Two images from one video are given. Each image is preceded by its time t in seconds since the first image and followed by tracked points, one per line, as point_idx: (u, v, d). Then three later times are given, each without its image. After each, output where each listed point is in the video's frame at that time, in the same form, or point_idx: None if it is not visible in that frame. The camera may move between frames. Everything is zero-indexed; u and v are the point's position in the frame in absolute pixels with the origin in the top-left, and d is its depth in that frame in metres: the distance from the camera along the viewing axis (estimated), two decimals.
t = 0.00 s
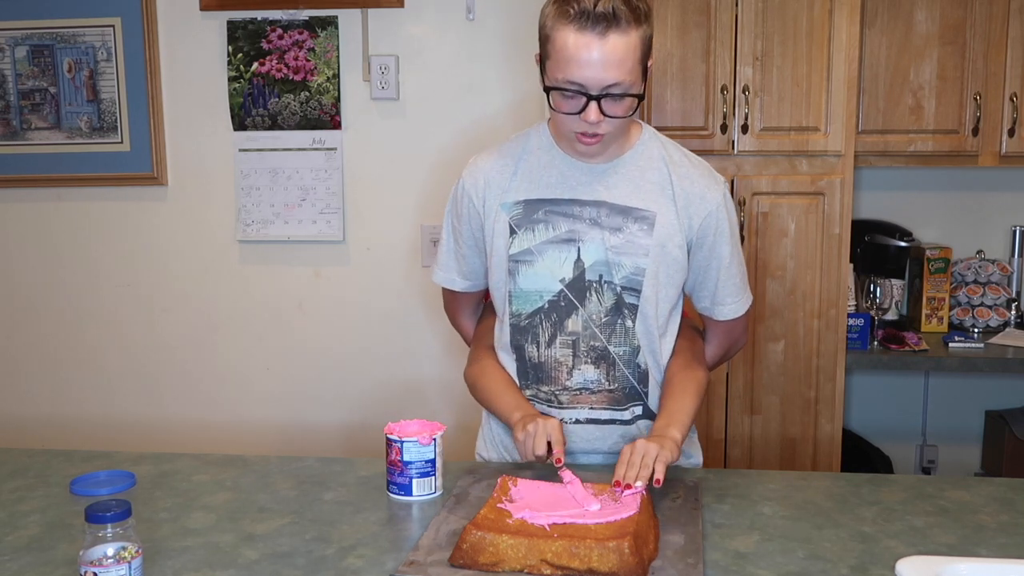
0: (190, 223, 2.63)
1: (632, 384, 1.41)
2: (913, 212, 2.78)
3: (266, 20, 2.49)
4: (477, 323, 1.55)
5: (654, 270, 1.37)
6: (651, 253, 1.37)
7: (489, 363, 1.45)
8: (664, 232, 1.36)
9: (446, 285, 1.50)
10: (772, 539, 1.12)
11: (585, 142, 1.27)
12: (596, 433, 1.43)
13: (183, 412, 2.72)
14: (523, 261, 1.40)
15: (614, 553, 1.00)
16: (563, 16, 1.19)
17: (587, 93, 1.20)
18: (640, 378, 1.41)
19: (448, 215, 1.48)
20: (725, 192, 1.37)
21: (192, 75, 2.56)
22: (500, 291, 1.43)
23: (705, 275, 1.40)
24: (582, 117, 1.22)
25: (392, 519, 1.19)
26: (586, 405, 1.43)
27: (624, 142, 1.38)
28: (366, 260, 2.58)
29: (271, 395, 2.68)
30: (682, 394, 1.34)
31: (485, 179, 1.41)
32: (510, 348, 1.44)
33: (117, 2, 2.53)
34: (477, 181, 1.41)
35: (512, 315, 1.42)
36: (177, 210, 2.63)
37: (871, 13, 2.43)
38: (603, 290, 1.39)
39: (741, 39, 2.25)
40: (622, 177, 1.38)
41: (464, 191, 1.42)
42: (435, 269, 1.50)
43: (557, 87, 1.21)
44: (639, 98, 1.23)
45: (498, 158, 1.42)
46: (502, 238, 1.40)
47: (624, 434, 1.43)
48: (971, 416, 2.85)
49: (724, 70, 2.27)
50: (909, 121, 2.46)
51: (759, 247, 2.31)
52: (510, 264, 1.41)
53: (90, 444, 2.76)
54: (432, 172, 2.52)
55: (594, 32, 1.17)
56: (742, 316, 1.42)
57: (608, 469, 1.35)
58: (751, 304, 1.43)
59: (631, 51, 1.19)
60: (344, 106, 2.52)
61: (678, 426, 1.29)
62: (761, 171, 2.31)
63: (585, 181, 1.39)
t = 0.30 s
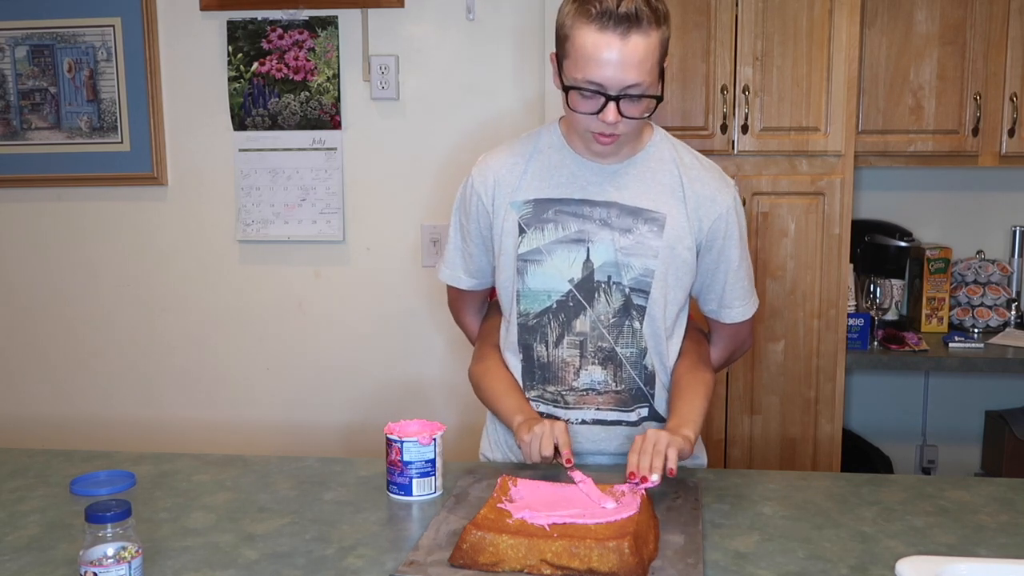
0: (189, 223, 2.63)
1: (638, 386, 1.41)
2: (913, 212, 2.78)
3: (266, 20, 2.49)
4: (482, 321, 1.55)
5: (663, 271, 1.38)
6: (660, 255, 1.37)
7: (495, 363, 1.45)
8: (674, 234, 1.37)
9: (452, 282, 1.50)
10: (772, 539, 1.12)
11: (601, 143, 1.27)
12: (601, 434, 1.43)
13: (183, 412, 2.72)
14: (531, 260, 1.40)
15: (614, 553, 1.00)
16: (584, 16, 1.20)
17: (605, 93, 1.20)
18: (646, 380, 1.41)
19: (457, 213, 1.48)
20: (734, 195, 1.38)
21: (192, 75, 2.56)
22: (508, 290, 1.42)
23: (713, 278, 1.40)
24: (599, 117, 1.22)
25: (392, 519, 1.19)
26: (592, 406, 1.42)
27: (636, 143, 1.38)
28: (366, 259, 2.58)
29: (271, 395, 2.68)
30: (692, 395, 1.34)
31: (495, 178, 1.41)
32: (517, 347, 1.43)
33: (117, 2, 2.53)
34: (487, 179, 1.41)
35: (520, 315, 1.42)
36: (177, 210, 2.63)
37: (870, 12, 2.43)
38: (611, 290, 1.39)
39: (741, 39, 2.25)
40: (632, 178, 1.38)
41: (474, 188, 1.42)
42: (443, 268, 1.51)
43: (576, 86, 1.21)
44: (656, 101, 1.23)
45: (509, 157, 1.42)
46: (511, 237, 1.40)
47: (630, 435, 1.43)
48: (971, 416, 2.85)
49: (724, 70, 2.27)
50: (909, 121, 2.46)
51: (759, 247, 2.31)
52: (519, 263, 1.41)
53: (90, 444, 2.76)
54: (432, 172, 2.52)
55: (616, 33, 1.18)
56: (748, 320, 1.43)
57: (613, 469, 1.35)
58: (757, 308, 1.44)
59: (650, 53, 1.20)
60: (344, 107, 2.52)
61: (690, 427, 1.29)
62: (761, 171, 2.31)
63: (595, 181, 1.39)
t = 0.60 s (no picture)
0: (189, 223, 2.63)
1: (639, 388, 1.41)
2: (913, 212, 2.78)
3: (266, 20, 2.49)
4: (487, 321, 1.56)
5: (665, 272, 1.37)
6: (662, 256, 1.37)
7: (496, 362, 1.46)
8: (675, 235, 1.37)
9: (456, 282, 1.51)
10: (772, 539, 1.12)
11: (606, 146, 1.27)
12: (601, 435, 1.43)
13: (183, 412, 2.72)
14: (533, 260, 1.40)
15: (614, 553, 1.00)
16: (588, 19, 1.20)
17: (610, 96, 1.20)
18: (647, 382, 1.41)
19: (460, 213, 1.48)
20: (738, 197, 1.37)
21: (191, 75, 2.56)
22: (510, 290, 1.43)
23: (716, 280, 1.40)
24: (604, 120, 1.22)
25: (392, 519, 1.19)
26: (592, 407, 1.42)
27: (640, 143, 1.38)
28: (366, 260, 2.58)
29: (271, 395, 2.68)
30: (694, 397, 1.35)
31: (497, 177, 1.42)
32: (518, 347, 1.43)
33: (117, 2, 2.53)
34: (490, 178, 1.42)
35: (521, 315, 1.42)
36: (177, 210, 2.63)
37: (871, 12, 2.43)
38: (612, 291, 1.39)
39: (741, 39, 2.25)
40: (635, 179, 1.38)
41: (477, 188, 1.43)
42: (446, 267, 1.51)
43: (580, 90, 1.21)
44: (661, 102, 1.23)
45: (512, 157, 1.43)
46: (514, 236, 1.41)
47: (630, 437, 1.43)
48: (971, 416, 2.85)
49: (724, 70, 2.27)
50: (909, 121, 2.46)
51: (759, 247, 2.31)
52: (521, 263, 1.41)
53: (90, 444, 2.76)
54: (432, 171, 2.52)
55: (621, 35, 1.18)
56: (752, 323, 1.43)
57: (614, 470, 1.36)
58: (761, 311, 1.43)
59: (655, 55, 1.20)
60: (344, 107, 2.52)
61: (691, 429, 1.29)
62: (761, 171, 2.31)
63: (598, 182, 1.39)
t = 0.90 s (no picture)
0: (189, 224, 2.63)
1: (631, 390, 1.41)
2: (913, 212, 2.78)
3: (266, 20, 2.49)
4: (489, 321, 1.57)
5: (657, 273, 1.37)
6: (655, 257, 1.37)
7: (489, 360, 1.47)
8: (669, 236, 1.37)
9: (455, 281, 1.52)
10: (772, 539, 1.12)
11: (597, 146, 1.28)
12: (593, 436, 1.43)
13: (183, 412, 2.72)
14: (526, 259, 1.41)
15: (614, 553, 1.00)
16: (576, 21, 1.19)
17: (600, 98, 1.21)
18: (639, 383, 1.41)
19: (459, 212, 1.50)
20: (734, 198, 1.37)
21: (191, 75, 2.56)
22: (504, 289, 1.44)
23: (712, 281, 1.39)
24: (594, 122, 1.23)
25: (392, 519, 1.19)
26: (583, 408, 1.42)
27: (635, 143, 1.38)
28: (366, 260, 2.58)
29: (271, 395, 2.68)
30: (684, 397, 1.34)
31: (493, 176, 1.43)
32: (512, 346, 1.44)
33: (117, 2, 2.53)
34: (486, 177, 1.43)
35: (515, 314, 1.42)
36: (177, 210, 2.63)
37: (871, 12, 2.43)
38: (604, 291, 1.39)
39: (741, 38, 2.25)
40: (630, 179, 1.38)
41: (473, 188, 1.44)
42: (446, 267, 1.53)
43: (569, 92, 1.22)
44: (651, 103, 1.24)
45: (508, 156, 1.44)
46: (508, 235, 1.42)
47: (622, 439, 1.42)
48: (971, 416, 2.85)
49: (725, 70, 2.27)
50: (909, 121, 2.46)
51: (759, 247, 2.31)
52: (514, 262, 1.42)
53: (89, 444, 2.76)
54: (432, 171, 2.52)
55: (609, 37, 1.18)
56: (751, 326, 1.42)
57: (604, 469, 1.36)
58: (761, 314, 1.42)
59: (645, 56, 1.20)
60: (344, 106, 2.52)
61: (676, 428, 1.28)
62: (761, 171, 2.31)
63: (591, 182, 1.39)
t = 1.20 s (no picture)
0: (189, 224, 2.63)
1: (618, 390, 1.41)
2: (913, 212, 2.78)
3: (266, 20, 2.49)
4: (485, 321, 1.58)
5: (645, 273, 1.37)
6: (642, 257, 1.37)
7: (479, 359, 1.49)
8: (657, 237, 1.36)
9: (450, 280, 1.54)
10: (772, 539, 1.12)
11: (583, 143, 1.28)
12: (579, 437, 1.43)
13: (183, 412, 2.72)
14: (515, 258, 1.41)
15: (614, 553, 1.00)
16: (561, 16, 1.20)
17: (583, 93, 1.21)
18: (626, 384, 1.40)
19: (454, 211, 1.51)
20: (725, 200, 1.36)
21: (191, 75, 2.56)
22: (494, 287, 1.44)
23: (703, 284, 1.38)
24: (578, 117, 1.23)
25: (392, 519, 1.19)
26: (569, 408, 1.42)
27: (625, 143, 1.38)
28: (366, 260, 2.58)
29: (271, 395, 2.68)
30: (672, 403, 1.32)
31: (486, 174, 1.44)
32: (500, 345, 1.44)
33: (117, 2, 2.54)
34: (478, 177, 1.45)
35: (503, 312, 1.43)
36: (177, 210, 2.63)
37: (871, 12, 2.43)
38: (591, 291, 1.39)
39: (741, 38, 2.25)
40: (619, 179, 1.38)
41: (467, 186, 1.46)
42: (441, 267, 1.55)
43: (553, 87, 1.22)
44: (636, 99, 1.24)
45: (501, 155, 1.45)
46: (497, 233, 1.42)
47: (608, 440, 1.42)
48: (971, 416, 2.85)
49: (725, 70, 2.27)
50: (909, 121, 2.46)
51: (759, 247, 2.31)
52: (503, 260, 1.42)
53: (89, 444, 2.76)
54: (432, 172, 2.52)
55: (591, 31, 1.18)
56: (743, 331, 1.41)
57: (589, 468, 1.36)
58: (753, 318, 1.41)
59: (628, 51, 1.20)
60: (344, 106, 2.52)
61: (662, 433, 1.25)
62: (761, 171, 2.31)
63: (580, 182, 1.39)
